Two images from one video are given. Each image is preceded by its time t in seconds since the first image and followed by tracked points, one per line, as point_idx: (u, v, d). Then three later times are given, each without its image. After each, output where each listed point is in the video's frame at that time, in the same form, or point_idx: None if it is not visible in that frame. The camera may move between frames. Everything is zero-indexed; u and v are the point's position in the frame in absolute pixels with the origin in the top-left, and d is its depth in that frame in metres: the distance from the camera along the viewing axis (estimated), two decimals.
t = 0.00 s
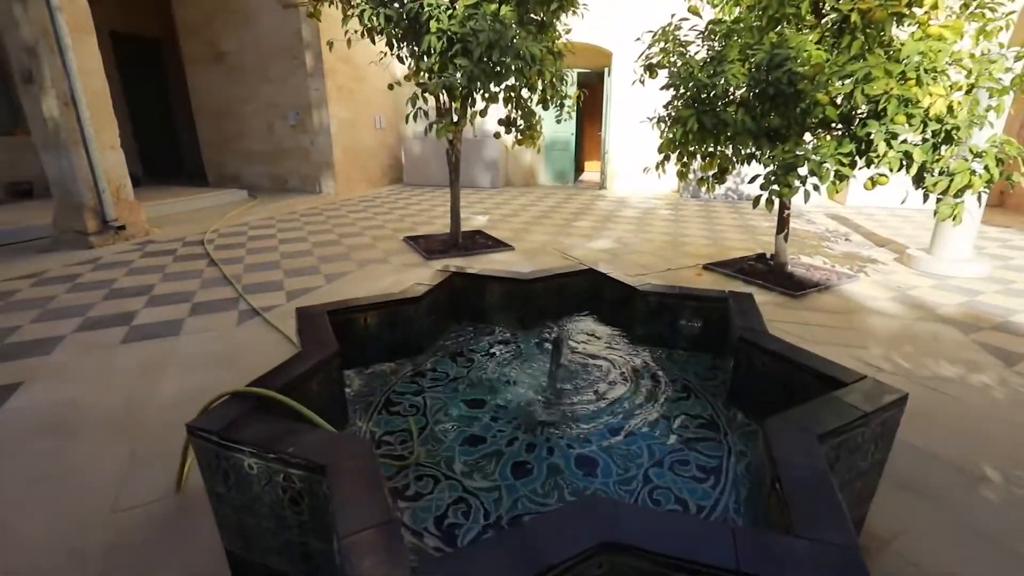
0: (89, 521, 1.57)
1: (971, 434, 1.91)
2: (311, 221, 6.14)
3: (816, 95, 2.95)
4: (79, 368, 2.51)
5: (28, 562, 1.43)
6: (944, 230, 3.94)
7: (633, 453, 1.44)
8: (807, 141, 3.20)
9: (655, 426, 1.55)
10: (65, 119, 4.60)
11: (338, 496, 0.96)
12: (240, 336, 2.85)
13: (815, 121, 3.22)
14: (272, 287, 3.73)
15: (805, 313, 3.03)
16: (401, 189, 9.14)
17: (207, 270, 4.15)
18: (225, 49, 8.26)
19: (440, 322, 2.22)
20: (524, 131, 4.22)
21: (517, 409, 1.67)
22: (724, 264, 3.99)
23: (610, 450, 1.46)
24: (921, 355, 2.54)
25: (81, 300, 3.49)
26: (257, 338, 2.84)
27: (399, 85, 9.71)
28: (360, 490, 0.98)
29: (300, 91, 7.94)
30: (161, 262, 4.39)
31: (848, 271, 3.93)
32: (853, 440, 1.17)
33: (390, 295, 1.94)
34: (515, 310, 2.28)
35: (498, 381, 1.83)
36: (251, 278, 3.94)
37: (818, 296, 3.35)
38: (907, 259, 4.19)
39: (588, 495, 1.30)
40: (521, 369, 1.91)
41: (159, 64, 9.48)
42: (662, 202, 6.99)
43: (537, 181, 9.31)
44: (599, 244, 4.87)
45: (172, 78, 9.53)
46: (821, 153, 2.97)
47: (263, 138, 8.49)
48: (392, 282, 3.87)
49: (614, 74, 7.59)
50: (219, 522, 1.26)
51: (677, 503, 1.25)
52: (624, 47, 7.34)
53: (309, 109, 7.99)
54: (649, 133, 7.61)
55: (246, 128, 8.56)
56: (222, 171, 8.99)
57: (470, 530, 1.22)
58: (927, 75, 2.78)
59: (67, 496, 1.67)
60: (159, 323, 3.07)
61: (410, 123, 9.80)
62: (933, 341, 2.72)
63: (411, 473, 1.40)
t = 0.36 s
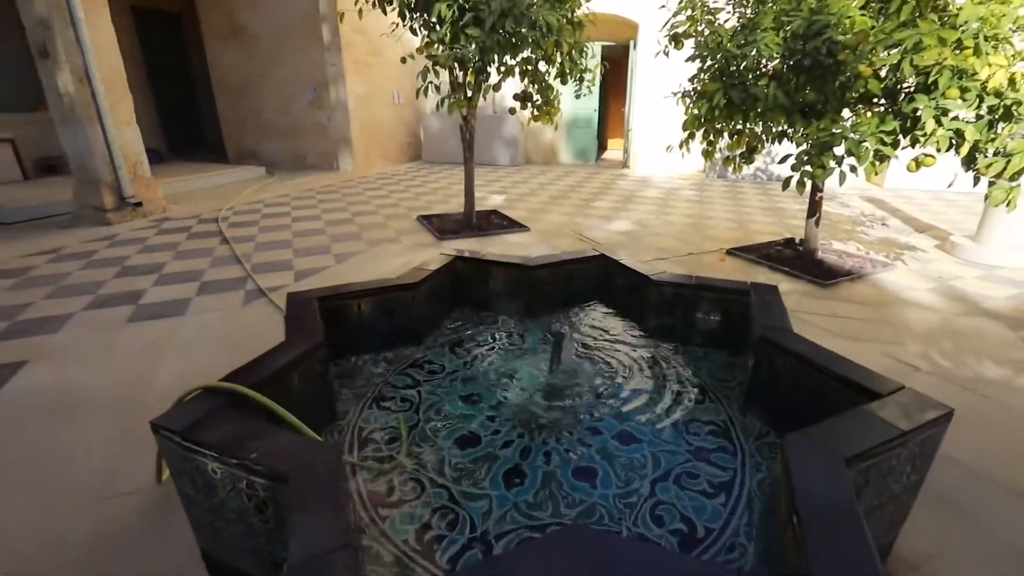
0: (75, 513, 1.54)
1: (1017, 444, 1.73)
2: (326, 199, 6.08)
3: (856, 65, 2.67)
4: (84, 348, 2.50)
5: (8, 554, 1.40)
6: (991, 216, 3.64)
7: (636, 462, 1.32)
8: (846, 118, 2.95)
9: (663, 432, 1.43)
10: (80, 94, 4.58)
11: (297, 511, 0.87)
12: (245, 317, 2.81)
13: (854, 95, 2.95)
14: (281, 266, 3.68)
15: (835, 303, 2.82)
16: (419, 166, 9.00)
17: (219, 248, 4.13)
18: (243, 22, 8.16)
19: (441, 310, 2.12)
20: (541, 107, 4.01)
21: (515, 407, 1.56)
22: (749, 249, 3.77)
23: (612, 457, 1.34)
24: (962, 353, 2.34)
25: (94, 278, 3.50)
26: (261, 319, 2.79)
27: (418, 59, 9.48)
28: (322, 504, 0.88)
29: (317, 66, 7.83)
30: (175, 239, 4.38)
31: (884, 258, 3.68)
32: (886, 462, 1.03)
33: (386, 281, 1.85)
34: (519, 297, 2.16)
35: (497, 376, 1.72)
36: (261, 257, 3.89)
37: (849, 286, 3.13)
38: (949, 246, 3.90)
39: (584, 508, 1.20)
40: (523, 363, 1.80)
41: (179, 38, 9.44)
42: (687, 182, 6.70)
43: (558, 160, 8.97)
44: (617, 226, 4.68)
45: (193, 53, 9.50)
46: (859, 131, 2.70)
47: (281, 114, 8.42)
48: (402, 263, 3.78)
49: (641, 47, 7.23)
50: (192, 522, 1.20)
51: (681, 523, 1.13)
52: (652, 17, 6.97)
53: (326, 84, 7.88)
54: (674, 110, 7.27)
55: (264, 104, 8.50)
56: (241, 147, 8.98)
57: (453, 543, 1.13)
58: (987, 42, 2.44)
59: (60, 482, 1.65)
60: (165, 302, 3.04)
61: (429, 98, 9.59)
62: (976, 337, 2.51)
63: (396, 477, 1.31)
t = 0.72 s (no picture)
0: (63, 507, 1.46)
1: None
2: (342, 172, 6.02)
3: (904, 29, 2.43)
4: (93, 319, 2.51)
5: (6, 552, 1.32)
6: None
7: (639, 458, 1.24)
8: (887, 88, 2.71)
9: (668, 426, 1.34)
10: (97, 64, 4.56)
11: (259, 507, 0.81)
12: (251, 291, 2.78)
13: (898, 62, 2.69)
14: (292, 240, 3.64)
15: (866, 289, 2.64)
16: (438, 140, 8.85)
17: (232, 220, 4.11)
18: None
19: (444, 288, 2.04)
20: (559, 77, 3.82)
21: (513, 394, 1.49)
22: (776, 229, 3.57)
23: (612, 452, 1.26)
24: (1005, 346, 2.16)
25: (109, 249, 3.51)
26: (266, 293, 2.76)
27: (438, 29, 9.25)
28: (286, 500, 0.82)
29: (336, 36, 7.70)
30: (190, 211, 4.38)
31: (921, 241, 3.45)
32: (915, 474, 0.92)
33: (386, 258, 1.77)
34: (527, 277, 2.07)
35: (497, 360, 1.65)
36: (273, 230, 3.86)
37: (882, 271, 2.93)
38: (995, 229, 3.64)
39: (579, 506, 1.12)
40: (526, 347, 1.72)
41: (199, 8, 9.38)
42: (713, 158, 6.43)
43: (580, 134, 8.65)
44: (636, 203, 4.50)
45: (213, 23, 9.44)
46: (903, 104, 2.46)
47: (299, 85, 8.34)
48: (413, 239, 3.70)
49: (669, 15, 6.87)
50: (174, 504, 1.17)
51: (682, 528, 1.05)
52: None
53: (344, 54, 7.74)
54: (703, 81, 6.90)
55: (283, 74, 8.42)
56: (261, 120, 8.96)
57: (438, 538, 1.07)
58: None
59: (56, 454, 1.65)
60: (175, 274, 3.04)
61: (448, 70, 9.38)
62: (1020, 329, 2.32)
63: (385, 465, 1.26)
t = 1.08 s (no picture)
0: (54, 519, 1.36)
1: None
2: (355, 147, 5.95)
3: None
4: (98, 293, 2.52)
5: None
6: None
7: (630, 456, 1.18)
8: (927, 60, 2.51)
9: (664, 424, 1.27)
10: (109, 36, 4.53)
11: (210, 504, 0.78)
12: (254, 268, 2.76)
13: (940, 32, 2.48)
14: (299, 216, 3.60)
15: (892, 277, 2.48)
16: (454, 115, 8.69)
17: (242, 196, 4.09)
18: None
19: (442, 270, 2.02)
20: (574, 48, 3.65)
21: (504, 382, 1.43)
22: (798, 211, 3.40)
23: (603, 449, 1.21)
24: None
25: (120, 223, 3.53)
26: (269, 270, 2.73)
27: None
28: (238, 498, 0.79)
29: (351, 7, 7.56)
30: (202, 186, 4.38)
31: (955, 226, 3.24)
32: (926, 491, 0.89)
33: (381, 238, 1.74)
34: (529, 258, 2.04)
35: (492, 346, 1.59)
36: (281, 206, 3.83)
37: (911, 257, 2.76)
38: None
39: (563, 507, 1.07)
40: (522, 334, 1.65)
41: None
42: (737, 135, 6.16)
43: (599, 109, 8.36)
44: (653, 182, 4.34)
45: None
46: (943, 76, 2.27)
47: (315, 58, 8.23)
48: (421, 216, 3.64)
49: None
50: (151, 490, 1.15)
51: (670, 536, 1.01)
52: None
53: (360, 25, 7.60)
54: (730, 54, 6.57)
55: (298, 47, 8.31)
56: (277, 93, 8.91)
57: (412, 536, 1.03)
58: None
59: (50, 429, 1.65)
60: (182, 250, 3.03)
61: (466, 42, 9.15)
62: None
63: (365, 455, 1.22)
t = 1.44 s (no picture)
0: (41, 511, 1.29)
1: None
2: (370, 128, 5.89)
3: None
4: (107, 272, 2.54)
5: None
6: None
7: (616, 466, 1.19)
8: (971, 41, 2.30)
9: (655, 432, 1.29)
10: (126, 13, 4.53)
11: (151, 507, 0.78)
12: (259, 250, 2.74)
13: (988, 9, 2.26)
14: (309, 198, 3.58)
15: (921, 275, 2.32)
16: (473, 95, 8.55)
17: (255, 176, 4.09)
18: None
19: (437, 259, 2.11)
20: (591, 27, 3.50)
21: (492, 379, 1.43)
22: (823, 202, 3.22)
23: (587, 458, 1.21)
24: None
25: (134, 202, 3.56)
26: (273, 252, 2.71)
27: None
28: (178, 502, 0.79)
29: None
30: (216, 165, 4.39)
31: (995, 221, 3.03)
32: (930, 528, 0.87)
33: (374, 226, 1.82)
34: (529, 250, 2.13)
35: (483, 343, 1.59)
36: (291, 187, 3.80)
37: (942, 254, 2.59)
38: None
39: (541, 516, 1.06)
40: (512, 331, 1.66)
41: None
42: (765, 119, 5.89)
43: (622, 91, 8.12)
44: (671, 168, 4.18)
45: None
46: (988, 58, 2.07)
47: (333, 36, 8.15)
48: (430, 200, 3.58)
49: None
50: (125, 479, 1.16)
51: (648, 553, 1.00)
52: None
53: (378, 2, 7.48)
54: (760, 34, 6.25)
55: (318, 25, 8.24)
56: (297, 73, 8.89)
57: (381, 539, 1.00)
58: None
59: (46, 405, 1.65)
60: (189, 230, 3.04)
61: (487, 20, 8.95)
62: None
63: (341, 450, 1.20)
